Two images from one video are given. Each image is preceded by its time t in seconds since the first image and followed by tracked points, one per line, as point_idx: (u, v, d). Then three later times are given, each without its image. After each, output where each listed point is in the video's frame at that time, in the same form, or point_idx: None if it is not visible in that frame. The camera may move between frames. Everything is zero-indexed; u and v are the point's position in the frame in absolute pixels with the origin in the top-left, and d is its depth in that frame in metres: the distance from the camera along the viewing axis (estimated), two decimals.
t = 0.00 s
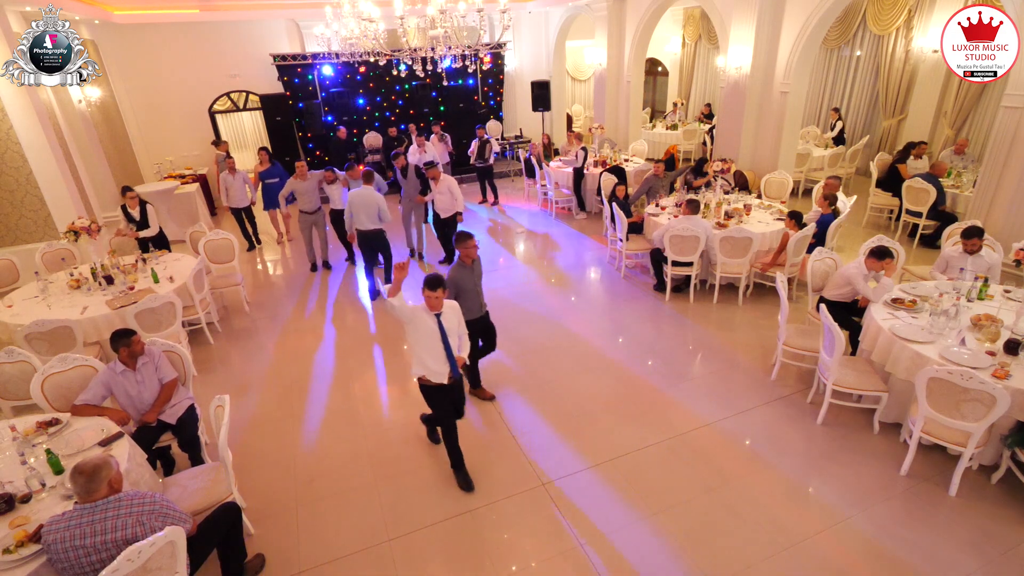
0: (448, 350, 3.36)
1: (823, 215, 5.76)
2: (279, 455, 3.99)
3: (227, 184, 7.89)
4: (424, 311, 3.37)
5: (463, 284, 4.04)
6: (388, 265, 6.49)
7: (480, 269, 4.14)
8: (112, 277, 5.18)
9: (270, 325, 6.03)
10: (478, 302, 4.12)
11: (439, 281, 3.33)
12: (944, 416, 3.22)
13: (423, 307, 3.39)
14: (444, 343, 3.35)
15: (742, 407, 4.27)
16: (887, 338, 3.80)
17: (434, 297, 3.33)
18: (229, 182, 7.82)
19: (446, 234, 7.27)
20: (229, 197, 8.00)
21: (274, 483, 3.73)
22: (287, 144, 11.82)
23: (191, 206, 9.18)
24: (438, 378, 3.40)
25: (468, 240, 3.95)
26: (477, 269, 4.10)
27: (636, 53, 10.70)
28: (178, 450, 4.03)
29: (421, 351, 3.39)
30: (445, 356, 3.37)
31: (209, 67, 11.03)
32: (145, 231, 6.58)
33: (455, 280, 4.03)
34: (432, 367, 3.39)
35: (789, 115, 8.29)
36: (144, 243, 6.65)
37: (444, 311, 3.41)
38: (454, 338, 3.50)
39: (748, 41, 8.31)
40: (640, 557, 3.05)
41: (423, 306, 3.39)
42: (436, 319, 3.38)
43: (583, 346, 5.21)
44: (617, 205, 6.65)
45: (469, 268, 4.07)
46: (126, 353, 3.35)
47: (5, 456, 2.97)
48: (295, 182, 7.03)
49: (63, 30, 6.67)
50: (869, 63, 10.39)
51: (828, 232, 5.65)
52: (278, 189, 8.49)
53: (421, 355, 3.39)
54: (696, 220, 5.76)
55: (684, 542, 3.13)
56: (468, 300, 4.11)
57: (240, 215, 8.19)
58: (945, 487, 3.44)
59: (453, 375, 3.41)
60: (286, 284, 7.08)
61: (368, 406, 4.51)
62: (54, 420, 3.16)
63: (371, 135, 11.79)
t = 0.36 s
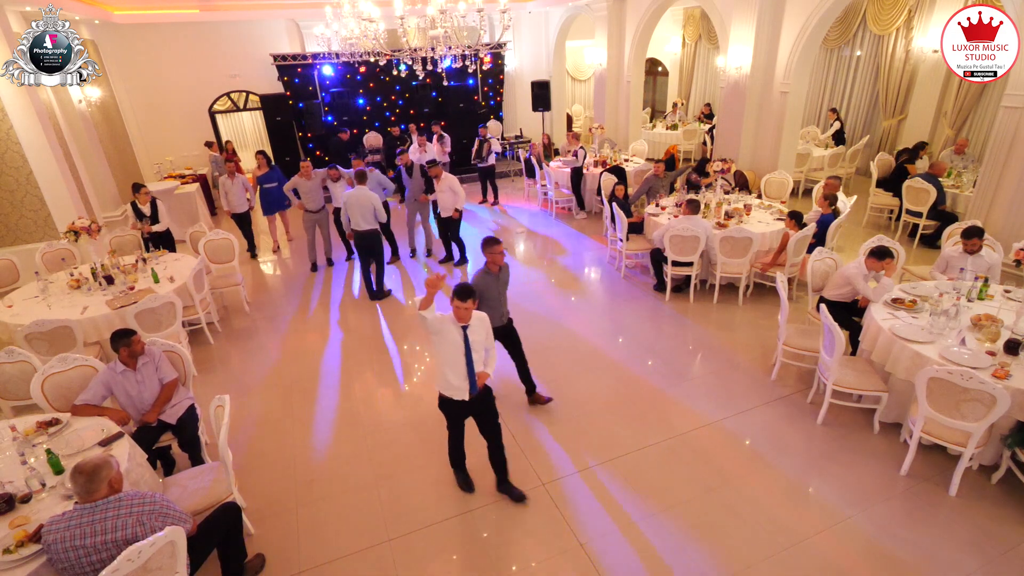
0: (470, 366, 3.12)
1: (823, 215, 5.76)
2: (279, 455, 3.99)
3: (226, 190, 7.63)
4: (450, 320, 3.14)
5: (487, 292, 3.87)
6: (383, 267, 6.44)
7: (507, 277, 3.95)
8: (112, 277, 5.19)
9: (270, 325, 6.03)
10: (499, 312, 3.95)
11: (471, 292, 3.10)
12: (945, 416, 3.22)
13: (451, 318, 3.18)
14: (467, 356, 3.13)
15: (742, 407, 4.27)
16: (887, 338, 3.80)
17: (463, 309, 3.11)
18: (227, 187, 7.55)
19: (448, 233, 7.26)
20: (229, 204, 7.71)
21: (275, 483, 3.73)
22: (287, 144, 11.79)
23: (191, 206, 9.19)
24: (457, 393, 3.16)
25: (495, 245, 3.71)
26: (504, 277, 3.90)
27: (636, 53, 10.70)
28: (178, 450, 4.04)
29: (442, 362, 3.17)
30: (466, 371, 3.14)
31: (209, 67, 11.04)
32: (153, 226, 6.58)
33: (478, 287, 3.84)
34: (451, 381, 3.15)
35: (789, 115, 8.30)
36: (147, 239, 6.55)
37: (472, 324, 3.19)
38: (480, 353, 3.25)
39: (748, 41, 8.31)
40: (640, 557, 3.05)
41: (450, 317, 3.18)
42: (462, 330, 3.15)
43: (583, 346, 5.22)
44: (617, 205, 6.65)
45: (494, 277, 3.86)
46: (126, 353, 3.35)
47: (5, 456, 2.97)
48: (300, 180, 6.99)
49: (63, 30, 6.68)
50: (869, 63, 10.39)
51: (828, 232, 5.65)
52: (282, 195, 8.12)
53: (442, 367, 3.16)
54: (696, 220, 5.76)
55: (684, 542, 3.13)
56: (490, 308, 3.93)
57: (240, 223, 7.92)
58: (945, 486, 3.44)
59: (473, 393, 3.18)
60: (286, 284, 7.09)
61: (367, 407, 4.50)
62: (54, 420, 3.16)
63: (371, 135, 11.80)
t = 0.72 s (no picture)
0: (514, 384, 2.95)
1: (824, 215, 5.76)
2: (279, 455, 3.99)
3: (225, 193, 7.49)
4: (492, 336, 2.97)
5: (519, 294, 3.71)
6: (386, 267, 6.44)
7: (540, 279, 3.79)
8: (112, 277, 5.19)
9: (270, 325, 6.03)
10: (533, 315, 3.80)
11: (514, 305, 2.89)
12: (945, 416, 3.22)
13: (494, 331, 2.99)
14: (508, 373, 2.94)
15: (742, 407, 4.27)
16: (887, 338, 3.80)
17: (505, 323, 2.92)
18: (226, 188, 7.42)
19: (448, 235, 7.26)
20: (229, 207, 7.57)
21: (275, 483, 3.73)
22: (287, 144, 11.63)
23: (191, 206, 9.19)
24: (498, 410, 3.01)
25: (528, 246, 3.57)
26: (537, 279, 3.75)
27: (636, 53, 10.69)
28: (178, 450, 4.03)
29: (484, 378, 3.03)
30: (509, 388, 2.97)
31: (209, 67, 11.03)
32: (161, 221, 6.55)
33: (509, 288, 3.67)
34: (493, 397, 3.01)
35: (789, 115, 8.29)
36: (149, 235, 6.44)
37: (515, 338, 2.99)
38: (524, 368, 3.04)
39: (748, 41, 8.31)
40: (640, 557, 3.05)
41: (494, 330, 2.99)
42: (502, 346, 2.96)
43: (582, 346, 5.21)
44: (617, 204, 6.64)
45: (526, 278, 3.70)
46: (125, 353, 3.35)
47: (5, 456, 2.97)
48: (305, 180, 7.00)
49: (63, 30, 6.68)
50: (869, 63, 10.39)
51: (828, 232, 5.65)
52: (279, 196, 7.92)
53: (485, 383, 3.01)
54: (696, 220, 5.76)
55: (684, 542, 3.13)
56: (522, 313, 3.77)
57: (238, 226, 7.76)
58: (945, 486, 3.44)
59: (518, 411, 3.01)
60: (286, 284, 7.09)
61: (368, 407, 4.50)
62: (54, 420, 3.16)
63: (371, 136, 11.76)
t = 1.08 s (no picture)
0: (554, 399, 2.73)
1: (824, 215, 5.75)
2: (279, 455, 3.99)
3: (225, 198, 7.34)
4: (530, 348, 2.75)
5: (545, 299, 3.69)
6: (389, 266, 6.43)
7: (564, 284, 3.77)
8: (112, 277, 5.18)
9: (270, 325, 6.03)
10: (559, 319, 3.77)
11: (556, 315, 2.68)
12: (945, 416, 3.22)
13: (531, 344, 2.78)
14: (550, 387, 2.73)
15: (743, 407, 4.27)
16: (887, 338, 3.80)
17: (546, 336, 2.70)
18: (226, 195, 7.27)
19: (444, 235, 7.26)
20: (229, 214, 7.42)
21: (275, 482, 3.74)
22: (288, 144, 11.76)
23: (191, 206, 9.19)
24: (541, 427, 2.77)
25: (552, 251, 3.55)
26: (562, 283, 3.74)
27: (636, 53, 10.69)
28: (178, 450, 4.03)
29: (521, 393, 2.78)
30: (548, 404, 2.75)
31: (209, 68, 11.04)
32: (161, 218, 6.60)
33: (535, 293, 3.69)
34: (535, 414, 2.77)
35: (789, 116, 8.29)
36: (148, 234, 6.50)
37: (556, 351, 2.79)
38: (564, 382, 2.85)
39: (748, 41, 8.31)
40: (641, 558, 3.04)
41: (531, 343, 2.78)
42: (544, 359, 2.75)
43: (584, 347, 5.20)
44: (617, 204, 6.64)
45: (552, 283, 3.69)
46: (125, 353, 3.35)
47: (6, 456, 2.97)
48: (301, 184, 6.96)
49: (63, 30, 6.67)
50: (869, 63, 10.39)
51: (828, 232, 5.65)
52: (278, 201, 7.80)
53: (522, 399, 2.79)
54: (696, 220, 5.76)
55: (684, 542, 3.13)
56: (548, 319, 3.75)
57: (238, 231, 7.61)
58: (945, 487, 3.44)
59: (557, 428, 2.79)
60: (286, 285, 7.10)
61: (367, 407, 4.51)
62: (54, 420, 3.16)
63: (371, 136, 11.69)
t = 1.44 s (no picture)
0: (601, 428, 2.55)
1: (824, 215, 5.75)
2: (279, 455, 3.99)
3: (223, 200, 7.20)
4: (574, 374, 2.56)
5: (574, 310, 3.61)
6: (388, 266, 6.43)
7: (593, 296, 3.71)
8: (112, 277, 5.19)
9: (270, 326, 6.03)
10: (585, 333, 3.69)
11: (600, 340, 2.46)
12: (945, 416, 3.22)
13: (574, 369, 2.58)
14: (596, 415, 2.55)
15: (743, 407, 4.27)
16: (887, 338, 3.80)
17: (589, 362, 2.49)
18: (224, 198, 7.11)
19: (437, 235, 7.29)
20: (227, 217, 7.25)
21: (274, 482, 3.74)
22: (287, 144, 11.65)
23: (191, 206, 9.19)
24: (587, 459, 2.60)
25: (580, 261, 3.49)
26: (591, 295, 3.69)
27: (636, 52, 10.69)
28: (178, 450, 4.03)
29: (564, 423, 2.60)
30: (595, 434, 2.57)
31: (209, 68, 11.04)
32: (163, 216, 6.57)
33: (565, 305, 3.61)
34: (579, 444, 2.60)
35: (789, 116, 8.29)
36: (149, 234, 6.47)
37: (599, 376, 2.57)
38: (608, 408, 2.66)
39: (748, 41, 8.32)
40: (642, 558, 3.04)
41: (574, 368, 2.57)
42: (588, 385, 2.56)
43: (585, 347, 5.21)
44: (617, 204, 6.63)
45: (581, 294, 3.62)
46: (125, 353, 3.35)
47: (5, 456, 2.97)
48: (294, 193, 6.75)
49: (63, 30, 6.68)
50: (869, 63, 10.39)
51: (828, 232, 5.65)
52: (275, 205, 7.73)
53: (566, 428, 2.60)
54: (696, 220, 5.76)
55: (684, 542, 3.13)
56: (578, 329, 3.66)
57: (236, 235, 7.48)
58: (945, 487, 3.44)
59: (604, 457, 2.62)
60: (286, 285, 7.10)
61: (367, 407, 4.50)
62: (54, 420, 3.16)
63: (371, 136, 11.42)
